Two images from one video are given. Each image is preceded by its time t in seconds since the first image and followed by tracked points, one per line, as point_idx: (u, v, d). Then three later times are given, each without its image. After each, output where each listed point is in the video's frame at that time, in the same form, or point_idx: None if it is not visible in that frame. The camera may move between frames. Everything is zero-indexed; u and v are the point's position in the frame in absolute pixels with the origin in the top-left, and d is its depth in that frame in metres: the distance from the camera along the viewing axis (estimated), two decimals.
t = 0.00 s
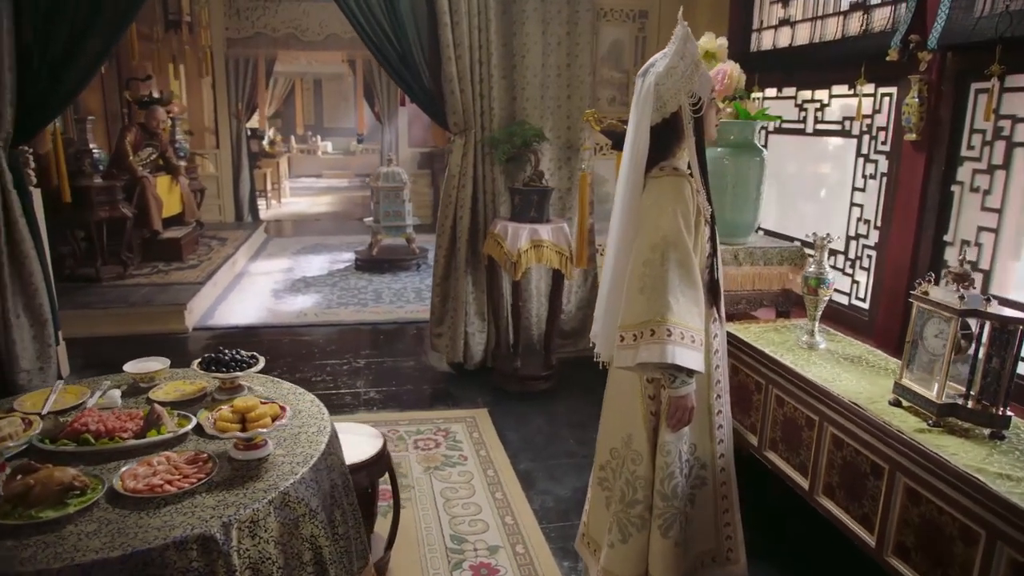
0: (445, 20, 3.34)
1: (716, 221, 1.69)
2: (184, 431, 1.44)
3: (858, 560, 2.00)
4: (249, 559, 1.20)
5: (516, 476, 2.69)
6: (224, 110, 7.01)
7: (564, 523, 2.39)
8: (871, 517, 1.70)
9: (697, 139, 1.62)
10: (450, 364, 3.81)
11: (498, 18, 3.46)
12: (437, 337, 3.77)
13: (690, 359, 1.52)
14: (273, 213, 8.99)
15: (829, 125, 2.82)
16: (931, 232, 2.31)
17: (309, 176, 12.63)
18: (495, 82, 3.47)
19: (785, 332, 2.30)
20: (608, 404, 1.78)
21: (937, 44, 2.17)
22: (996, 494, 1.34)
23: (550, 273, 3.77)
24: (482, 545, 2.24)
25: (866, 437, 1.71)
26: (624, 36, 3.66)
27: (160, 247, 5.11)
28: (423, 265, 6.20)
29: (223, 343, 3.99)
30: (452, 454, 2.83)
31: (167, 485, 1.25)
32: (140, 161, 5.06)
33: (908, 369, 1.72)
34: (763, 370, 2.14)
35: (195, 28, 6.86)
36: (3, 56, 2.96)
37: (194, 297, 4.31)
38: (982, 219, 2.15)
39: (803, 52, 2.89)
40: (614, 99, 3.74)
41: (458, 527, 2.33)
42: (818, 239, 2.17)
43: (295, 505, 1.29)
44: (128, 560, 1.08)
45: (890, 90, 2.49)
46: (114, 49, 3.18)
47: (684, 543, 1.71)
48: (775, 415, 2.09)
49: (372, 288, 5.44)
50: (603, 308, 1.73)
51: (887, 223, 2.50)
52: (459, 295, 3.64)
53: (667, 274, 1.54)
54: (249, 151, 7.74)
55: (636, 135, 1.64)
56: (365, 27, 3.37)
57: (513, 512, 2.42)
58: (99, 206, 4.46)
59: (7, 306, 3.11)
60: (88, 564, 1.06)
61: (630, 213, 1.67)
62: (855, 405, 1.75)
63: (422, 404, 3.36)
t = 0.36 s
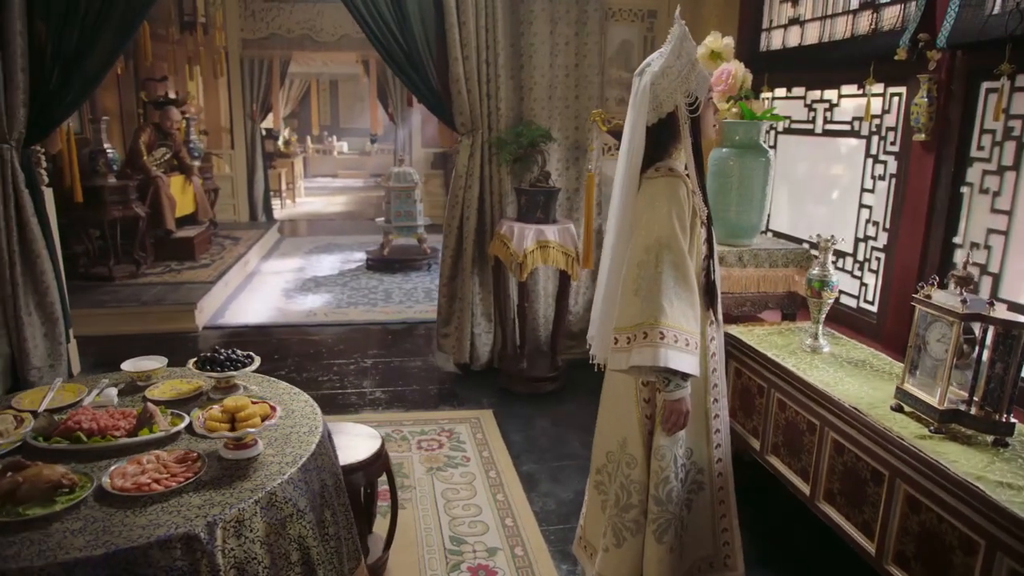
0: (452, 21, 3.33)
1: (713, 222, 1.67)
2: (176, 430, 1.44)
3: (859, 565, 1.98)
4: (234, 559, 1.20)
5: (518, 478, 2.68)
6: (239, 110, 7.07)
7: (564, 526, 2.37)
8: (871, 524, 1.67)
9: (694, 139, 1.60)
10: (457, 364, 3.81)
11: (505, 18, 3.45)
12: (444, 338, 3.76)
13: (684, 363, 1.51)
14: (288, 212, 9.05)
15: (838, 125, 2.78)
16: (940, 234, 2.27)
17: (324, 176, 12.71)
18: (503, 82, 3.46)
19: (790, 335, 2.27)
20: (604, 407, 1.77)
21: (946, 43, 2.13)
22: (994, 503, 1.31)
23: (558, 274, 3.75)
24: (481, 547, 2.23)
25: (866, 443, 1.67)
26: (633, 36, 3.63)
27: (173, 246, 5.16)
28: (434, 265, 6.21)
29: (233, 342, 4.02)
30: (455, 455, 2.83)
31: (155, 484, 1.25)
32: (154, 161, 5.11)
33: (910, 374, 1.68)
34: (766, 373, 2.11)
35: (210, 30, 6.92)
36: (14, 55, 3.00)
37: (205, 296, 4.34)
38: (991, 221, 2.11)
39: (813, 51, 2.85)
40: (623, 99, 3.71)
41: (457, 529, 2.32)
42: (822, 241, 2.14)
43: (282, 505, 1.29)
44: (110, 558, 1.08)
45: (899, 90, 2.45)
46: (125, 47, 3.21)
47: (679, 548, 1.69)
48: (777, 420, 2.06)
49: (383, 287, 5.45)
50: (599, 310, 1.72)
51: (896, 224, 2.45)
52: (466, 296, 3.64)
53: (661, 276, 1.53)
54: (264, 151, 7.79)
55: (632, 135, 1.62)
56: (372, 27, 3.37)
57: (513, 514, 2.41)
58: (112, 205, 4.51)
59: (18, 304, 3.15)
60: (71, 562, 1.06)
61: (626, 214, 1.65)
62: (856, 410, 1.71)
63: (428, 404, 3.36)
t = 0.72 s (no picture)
0: (458, 21, 3.33)
1: (708, 223, 1.65)
2: (167, 429, 1.45)
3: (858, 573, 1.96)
4: (218, 557, 1.20)
5: (519, 479, 2.67)
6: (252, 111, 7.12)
7: (562, 528, 2.36)
8: (869, 531, 1.64)
9: (688, 139, 1.59)
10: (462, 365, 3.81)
11: (512, 18, 3.45)
12: (450, 338, 3.76)
13: (676, 366, 1.49)
14: (301, 212, 9.11)
15: (845, 125, 2.74)
16: (947, 236, 2.23)
17: (338, 176, 12.79)
18: (509, 82, 3.45)
19: (793, 337, 2.24)
20: (599, 410, 1.76)
21: (953, 42, 2.10)
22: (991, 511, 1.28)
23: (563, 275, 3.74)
24: (478, 548, 2.22)
25: (864, 448, 1.65)
26: (640, 35, 3.60)
27: (184, 245, 5.20)
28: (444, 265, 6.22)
29: (241, 341, 4.05)
30: (457, 456, 2.82)
31: (141, 482, 1.26)
32: (166, 161, 5.16)
33: (910, 378, 1.65)
34: (766, 377, 2.08)
35: (224, 31, 6.97)
36: (25, 56, 3.03)
37: (214, 295, 4.38)
38: (999, 223, 2.06)
39: (820, 50, 2.82)
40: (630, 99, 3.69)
41: (455, 530, 2.32)
42: (825, 242, 2.11)
43: (268, 505, 1.29)
44: (93, 556, 1.09)
45: (907, 90, 2.42)
46: (136, 47, 3.23)
47: (673, 552, 1.67)
48: (777, 423, 2.03)
49: (392, 287, 5.46)
50: (593, 312, 1.71)
51: (903, 226, 2.42)
52: (471, 297, 3.64)
53: (653, 278, 1.52)
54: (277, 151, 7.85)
55: (626, 136, 1.61)
56: (378, 27, 3.38)
57: (512, 516, 2.40)
58: (124, 204, 4.55)
59: (28, 301, 3.18)
60: (53, 559, 1.07)
61: (619, 215, 1.64)
62: (855, 415, 1.69)
63: (432, 404, 3.36)
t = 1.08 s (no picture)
0: (465, 21, 3.33)
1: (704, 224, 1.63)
2: (160, 427, 1.46)
3: None
4: (203, 555, 1.21)
5: (521, 480, 2.66)
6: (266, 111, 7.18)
7: (562, 530, 2.34)
8: (868, 538, 1.61)
9: (684, 139, 1.57)
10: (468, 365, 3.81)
11: (519, 18, 3.44)
12: (456, 338, 3.76)
13: (669, 368, 1.48)
14: (314, 211, 9.17)
15: (854, 125, 2.71)
16: (955, 238, 2.18)
17: (353, 176, 12.85)
18: (516, 82, 3.44)
19: (796, 340, 2.21)
20: (595, 412, 1.75)
21: (961, 40, 2.06)
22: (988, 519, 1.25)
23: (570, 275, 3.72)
24: (477, 549, 2.22)
25: (863, 453, 1.62)
26: (648, 35, 3.58)
27: (197, 244, 5.25)
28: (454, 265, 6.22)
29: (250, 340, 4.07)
30: (459, 456, 2.82)
31: (129, 479, 1.26)
32: (179, 161, 5.21)
33: (910, 382, 1.62)
34: (768, 380, 2.05)
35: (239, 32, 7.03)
36: (38, 56, 3.06)
37: (224, 293, 4.41)
38: (1008, 225, 2.02)
39: (828, 49, 2.78)
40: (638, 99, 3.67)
41: (455, 530, 2.31)
42: (828, 244, 2.07)
43: (255, 504, 1.29)
44: (77, 552, 1.09)
45: (915, 89, 2.38)
46: (146, 47, 3.26)
47: (667, 556, 1.65)
48: (778, 427, 2.01)
49: (401, 287, 5.47)
50: (589, 313, 1.69)
51: (911, 227, 2.38)
52: (477, 297, 3.63)
53: (647, 279, 1.50)
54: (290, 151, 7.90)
55: (622, 136, 1.59)
56: (385, 27, 3.38)
57: (512, 517, 2.39)
58: (136, 203, 4.60)
59: (39, 299, 3.21)
60: (37, 555, 1.08)
61: (614, 215, 1.63)
62: (854, 419, 1.66)
63: (436, 404, 3.36)
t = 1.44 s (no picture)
0: (473, 22, 3.33)
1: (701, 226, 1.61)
2: (155, 424, 1.47)
3: None
4: (192, 553, 1.21)
5: (524, 482, 2.65)
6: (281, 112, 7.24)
7: (563, 533, 2.33)
8: (867, 544, 1.58)
9: (682, 140, 1.56)
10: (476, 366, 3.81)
11: (528, 18, 3.43)
12: (464, 339, 3.76)
13: (663, 371, 1.46)
14: (330, 211, 9.22)
15: (864, 126, 2.67)
16: (965, 241, 2.14)
17: (369, 176, 12.92)
18: (524, 83, 3.44)
19: (801, 343, 2.18)
20: (592, 414, 1.74)
21: (971, 39, 2.02)
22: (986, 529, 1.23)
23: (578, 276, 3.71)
24: (477, 551, 2.22)
25: (863, 459, 1.59)
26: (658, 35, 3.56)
27: (211, 244, 5.30)
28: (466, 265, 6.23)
29: (260, 340, 4.11)
30: (463, 457, 2.82)
31: (121, 477, 1.28)
32: (194, 162, 5.27)
33: (911, 388, 1.60)
34: (770, 383, 2.03)
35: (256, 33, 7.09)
36: (53, 58, 3.10)
37: (236, 293, 4.45)
38: (1018, 228, 1.98)
39: (838, 49, 2.75)
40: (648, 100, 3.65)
41: (455, 531, 2.31)
42: (832, 246, 2.04)
43: (245, 503, 1.30)
44: (65, 549, 1.11)
45: (925, 89, 2.34)
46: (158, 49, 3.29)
47: (664, 560, 1.64)
48: (780, 431, 1.98)
49: (413, 288, 5.48)
50: (585, 314, 1.68)
51: (920, 229, 2.34)
52: (485, 298, 3.63)
53: (642, 281, 1.49)
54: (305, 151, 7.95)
55: (618, 136, 1.58)
56: (394, 28, 3.39)
57: (513, 518, 2.39)
58: (151, 203, 4.65)
59: (53, 298, 3.25)
60: (26, 551, 1.09)
61: (611, 216, 1.62)
62: (854, 424, 1.63)
63: (443, 405, 3.36)
